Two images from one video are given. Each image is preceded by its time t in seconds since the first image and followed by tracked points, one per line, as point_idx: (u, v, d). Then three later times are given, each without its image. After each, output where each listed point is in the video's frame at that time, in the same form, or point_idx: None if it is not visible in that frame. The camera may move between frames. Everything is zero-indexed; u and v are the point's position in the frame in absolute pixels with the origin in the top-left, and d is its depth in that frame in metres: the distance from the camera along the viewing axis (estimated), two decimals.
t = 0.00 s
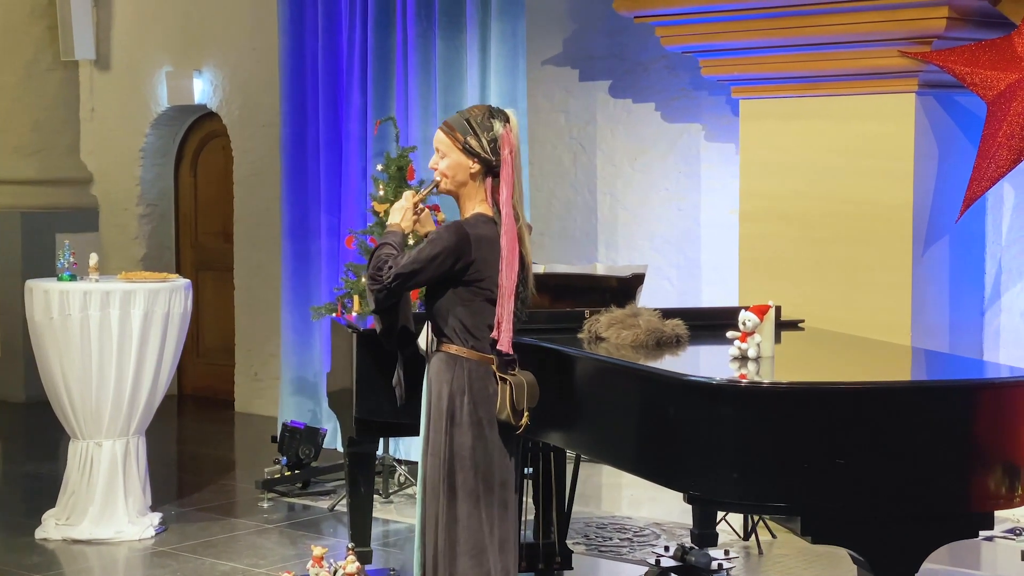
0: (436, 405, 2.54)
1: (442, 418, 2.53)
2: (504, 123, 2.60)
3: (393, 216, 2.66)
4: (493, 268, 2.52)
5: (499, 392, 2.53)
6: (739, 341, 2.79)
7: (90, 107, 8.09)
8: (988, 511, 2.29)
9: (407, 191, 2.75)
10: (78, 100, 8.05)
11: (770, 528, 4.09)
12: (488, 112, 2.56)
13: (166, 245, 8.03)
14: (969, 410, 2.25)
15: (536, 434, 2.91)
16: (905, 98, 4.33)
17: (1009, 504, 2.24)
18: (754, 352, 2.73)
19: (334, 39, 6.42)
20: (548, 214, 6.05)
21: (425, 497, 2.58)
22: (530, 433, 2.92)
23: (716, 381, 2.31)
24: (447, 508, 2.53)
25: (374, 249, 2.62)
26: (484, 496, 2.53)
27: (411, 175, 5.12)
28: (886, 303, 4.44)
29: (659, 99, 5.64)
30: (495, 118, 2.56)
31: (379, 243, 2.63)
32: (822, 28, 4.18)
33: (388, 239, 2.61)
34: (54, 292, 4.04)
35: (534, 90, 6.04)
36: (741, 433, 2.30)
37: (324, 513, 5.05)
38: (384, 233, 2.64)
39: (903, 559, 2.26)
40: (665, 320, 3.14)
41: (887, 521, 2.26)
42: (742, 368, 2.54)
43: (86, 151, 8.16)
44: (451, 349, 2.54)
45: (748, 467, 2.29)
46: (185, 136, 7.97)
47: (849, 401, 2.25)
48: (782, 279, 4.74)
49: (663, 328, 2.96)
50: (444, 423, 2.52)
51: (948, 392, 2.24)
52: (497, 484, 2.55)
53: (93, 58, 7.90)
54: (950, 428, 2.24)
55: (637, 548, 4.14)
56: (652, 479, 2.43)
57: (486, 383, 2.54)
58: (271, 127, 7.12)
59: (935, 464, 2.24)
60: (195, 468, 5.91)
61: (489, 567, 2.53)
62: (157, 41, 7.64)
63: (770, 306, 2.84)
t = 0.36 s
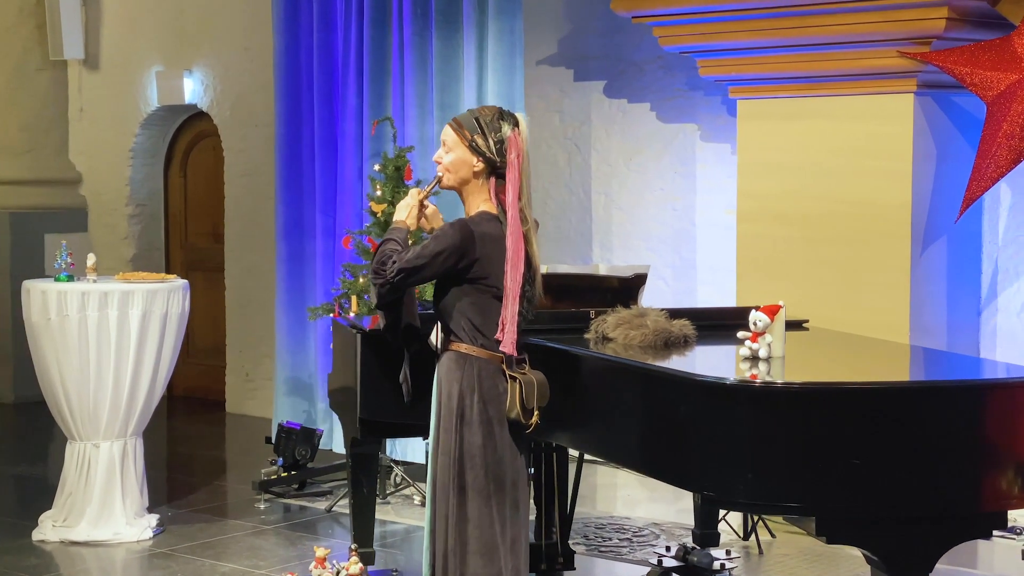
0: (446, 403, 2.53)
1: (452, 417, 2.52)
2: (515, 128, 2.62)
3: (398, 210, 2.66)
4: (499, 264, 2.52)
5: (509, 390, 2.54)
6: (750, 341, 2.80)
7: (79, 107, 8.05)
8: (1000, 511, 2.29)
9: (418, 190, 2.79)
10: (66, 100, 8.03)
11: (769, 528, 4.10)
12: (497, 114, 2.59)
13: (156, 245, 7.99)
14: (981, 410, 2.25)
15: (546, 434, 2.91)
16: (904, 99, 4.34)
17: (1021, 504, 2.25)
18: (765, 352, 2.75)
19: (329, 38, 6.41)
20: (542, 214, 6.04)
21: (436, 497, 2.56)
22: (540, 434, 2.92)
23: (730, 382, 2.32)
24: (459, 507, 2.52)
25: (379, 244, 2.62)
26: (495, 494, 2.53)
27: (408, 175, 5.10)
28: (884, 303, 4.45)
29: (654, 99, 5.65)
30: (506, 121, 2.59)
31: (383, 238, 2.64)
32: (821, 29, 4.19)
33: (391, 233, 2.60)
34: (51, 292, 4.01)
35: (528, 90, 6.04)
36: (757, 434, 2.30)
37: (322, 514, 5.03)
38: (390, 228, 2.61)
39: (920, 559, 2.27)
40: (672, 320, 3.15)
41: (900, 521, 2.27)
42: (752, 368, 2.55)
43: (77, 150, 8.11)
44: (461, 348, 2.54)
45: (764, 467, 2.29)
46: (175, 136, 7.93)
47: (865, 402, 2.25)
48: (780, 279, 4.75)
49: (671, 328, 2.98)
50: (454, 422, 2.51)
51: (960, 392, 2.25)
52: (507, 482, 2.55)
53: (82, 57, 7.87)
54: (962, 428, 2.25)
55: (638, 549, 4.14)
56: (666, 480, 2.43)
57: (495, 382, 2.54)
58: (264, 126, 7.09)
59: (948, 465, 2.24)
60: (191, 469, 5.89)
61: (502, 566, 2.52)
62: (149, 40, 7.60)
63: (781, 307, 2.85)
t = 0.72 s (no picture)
0: (463, 406, 2.53)
1: (470, 419, 2.52)
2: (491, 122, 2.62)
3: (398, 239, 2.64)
4: (510, 262, 2.49)
5: (527, 389, 2.53)
6: (756, 340, 2.77)
7: (63, 107, 7.99)
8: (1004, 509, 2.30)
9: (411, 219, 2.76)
10: (50, 99, 7.98)
11: (764, 528, 4.11)
12: (473, 112, 2.58)
13: (141, 245, 7.94)
14: (988, 409, 2.26)
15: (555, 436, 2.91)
16: (897, 99, 4.36)
17: None
18: (771, 351, 2.74)
19: (320, 38, 6.38)
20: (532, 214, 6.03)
21: (450, 497, 2.56)
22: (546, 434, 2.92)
23: (741, 381, 2.32)
24: (476, 508, 2.51)
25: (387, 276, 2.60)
26: (512, 496, 2.52)
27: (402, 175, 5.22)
28: (878, 302, 4.47)
29: (645, 99, 5.65)
30: (482, 116, 2.58)
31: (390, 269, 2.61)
32: (816, 28, 4.19)
33: (399, 262, 2.58)
34: (45, 293, 3.98)
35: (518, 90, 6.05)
36: (766, 433, 2.30)
37: (314, 515, 5.02)
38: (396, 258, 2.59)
39: (931, 558, 2.28)
40: (675, 319, 3.15)
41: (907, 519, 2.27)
42: (759, 368, 2.54)
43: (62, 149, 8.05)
44: (479, 349, 2.54)
45: (776, 468, 2.29)
46: (160, 136, 7.91)
47: (876, 401, 2.25)
48: (774, 279, 4.76)
49: (675, 327, 2.98)
50: (472, 424, 2.51)
51: (968, 391, 2.25)
52: (524, 483, 2.53)
53: (66, 57, 7.82)
54: (968, 427, 2.25)
55: (633, 549, 4.14)
56: (674, 480, 2.44)
57: (514, 381, 2.53)
58: (251, 126, 7.06)
59: (954, 464, 2.25)
60: (183, 471, 5.86)
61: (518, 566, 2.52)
62: (135, 40, 7.56)
63: (787, 306, 2.86)
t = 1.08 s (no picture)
0: (477, 406, 2.39)
1: (484, 418, 2.38)
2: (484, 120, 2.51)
3: (400, 249, 2.51)
4: (521, 258, 2.39)
5: (541, 389, 2.44)
6: (762, 338, 2.78)
7: (45, 105, 7.94)
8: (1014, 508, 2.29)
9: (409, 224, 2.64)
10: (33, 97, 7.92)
11: (759, 527, 4.11)
12: (468, 112, 2.47)
13: (125, 245, 7.89)
14: (993, 407, 2.27)
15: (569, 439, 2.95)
16: (891, 98, 4.37)
17: None
18: (777, 348, 2.75)
19: (310, 36, 6.35)
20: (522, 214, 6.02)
21: (460, 499, 2.42)
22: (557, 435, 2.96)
23: (750, 379, 2.34)
24: (489, 509, 2.38)
25: (393, 288, 2.46)
26: (525, 497, 2.41)
27: (394, 173, 5.19)
28: (871, 301, 4.48)
29: (635, 97, 5.65)
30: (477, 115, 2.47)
31: (395, 281, 2.47)
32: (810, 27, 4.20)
33: (405, 272, 2.45)
34: (35, 292, 3.94)
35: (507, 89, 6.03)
36: (776, 431, 2.33)
37: (307, 515, 4.99)
38: (400, 268, 2.46)
39: (939, 559, 2.25)
40: (678, 318, 3.16)
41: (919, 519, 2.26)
42: (764, 366, 2.55)
43: (46, 148, 7.98)
44: (492, 350, 2.41)
45: (784, 465, 2.32)
46: (144, 135, 7.86)
47: (881, 399, 2.27)
48: (767, 277, 4.77)
49: (678, 326, 2.98)
50: (487, 423, 2.37)
51: (972, 389, 2.27)
52: (536, 484, 2.43)
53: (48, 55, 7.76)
54: (973, 424, 2.26)
55: (628, 548, 4.14)
56: (684, 479, 2.47)
57: (527, 381, 2.42)
58: (238, 125, 7.01)
59: (961, 462, 2.26)
60: (173, 471, 5.82)
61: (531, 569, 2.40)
62: (120, 38, 7.51)
63: (793, 304, 2.88)
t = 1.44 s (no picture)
0: (487, 407, 2.29)
1: (496, 420, 2.28)
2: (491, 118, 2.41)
3: (407, 249, 2.40)
4: (534, 257, 2.30)
5: (551, 391, 2.35)
6: (771, 337, 2.83)
7: (27, 104, 7.88)
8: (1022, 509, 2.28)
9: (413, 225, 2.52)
10: (14, 96, 7.86)
11: (754, 526, 4.12)
12: (476, 109, 2.38)
13: (108, 245, 7.82)
14: (1008, 409, 2.27)
15: (586, 441, 2.97)
16: (885, 97, 4.38)
17: None
18: (786, 347, 2.79)
19: (299, 35, 6.30)
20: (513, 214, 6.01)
21: (468, 501, 2.30)
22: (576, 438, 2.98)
23: (760, 379, 2.36)
24: (500, 514, 2.28)
25: (402, 287, 2.36)
26: (536, 501, 2.31)
27: (387, 172, 5.18)
28: (865, 300, 4.49)
29: (626, 97, 5.65)
30: (484, 113, 2.38)
31: (405, 280, 2.37)
32: (805, 26, 4.21)
33: (415, 273, 2.35)
34: (27, 293, 3.91)
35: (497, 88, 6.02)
36: (789, 431, 2.34)
37: (299, 516, 4.96)
38: (409, 269, 2.36)
39: (948, 562, 2.24)
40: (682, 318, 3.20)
41: (926, 519, 2.25)
42: (773, 366, 2.57)
43: (29, 147, 7.91)
44: (502, 350, 2.31)
45: (797, 466, 2.32)
46: (127, 135, 7.81)
47: (896, 399, 2.28)
48: (759, 277, 4.77)
49: (683, 325, 3.02)
50: (499, 426, 2.27)
51: (987, 390, 2.27)
52: (546, 487, 2.33)
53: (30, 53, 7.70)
54: (981, 423, 2.26)
55: (624, 548, 4.13)
56: (700, 480, 2.49)
57: (538, 382, 2.33)
58: (225, 124, 6.97)
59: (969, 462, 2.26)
60: (164, 473, 5.79)
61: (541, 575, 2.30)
62: (105, 36, 7.45)
63: (801, 302, 2.91)
